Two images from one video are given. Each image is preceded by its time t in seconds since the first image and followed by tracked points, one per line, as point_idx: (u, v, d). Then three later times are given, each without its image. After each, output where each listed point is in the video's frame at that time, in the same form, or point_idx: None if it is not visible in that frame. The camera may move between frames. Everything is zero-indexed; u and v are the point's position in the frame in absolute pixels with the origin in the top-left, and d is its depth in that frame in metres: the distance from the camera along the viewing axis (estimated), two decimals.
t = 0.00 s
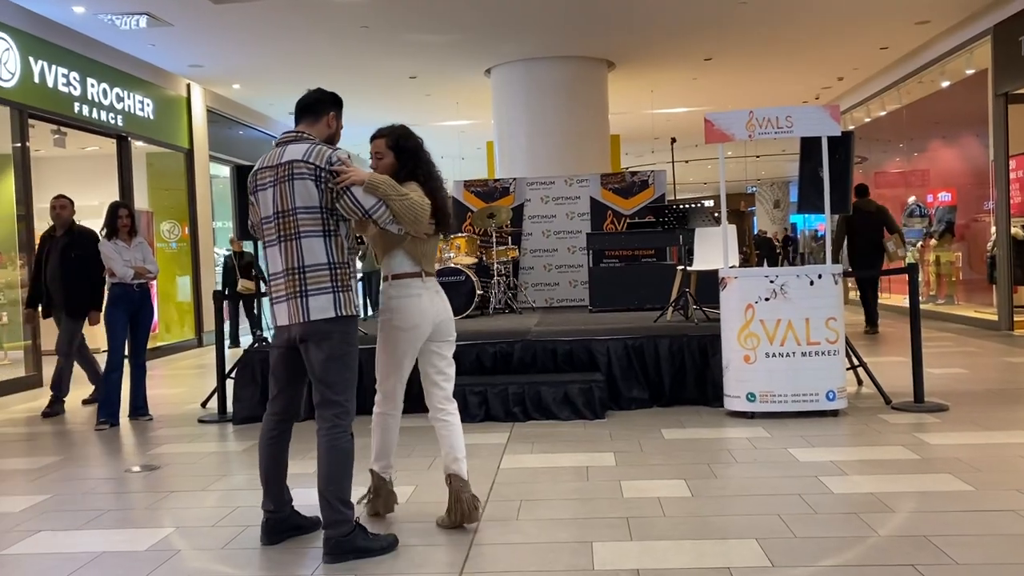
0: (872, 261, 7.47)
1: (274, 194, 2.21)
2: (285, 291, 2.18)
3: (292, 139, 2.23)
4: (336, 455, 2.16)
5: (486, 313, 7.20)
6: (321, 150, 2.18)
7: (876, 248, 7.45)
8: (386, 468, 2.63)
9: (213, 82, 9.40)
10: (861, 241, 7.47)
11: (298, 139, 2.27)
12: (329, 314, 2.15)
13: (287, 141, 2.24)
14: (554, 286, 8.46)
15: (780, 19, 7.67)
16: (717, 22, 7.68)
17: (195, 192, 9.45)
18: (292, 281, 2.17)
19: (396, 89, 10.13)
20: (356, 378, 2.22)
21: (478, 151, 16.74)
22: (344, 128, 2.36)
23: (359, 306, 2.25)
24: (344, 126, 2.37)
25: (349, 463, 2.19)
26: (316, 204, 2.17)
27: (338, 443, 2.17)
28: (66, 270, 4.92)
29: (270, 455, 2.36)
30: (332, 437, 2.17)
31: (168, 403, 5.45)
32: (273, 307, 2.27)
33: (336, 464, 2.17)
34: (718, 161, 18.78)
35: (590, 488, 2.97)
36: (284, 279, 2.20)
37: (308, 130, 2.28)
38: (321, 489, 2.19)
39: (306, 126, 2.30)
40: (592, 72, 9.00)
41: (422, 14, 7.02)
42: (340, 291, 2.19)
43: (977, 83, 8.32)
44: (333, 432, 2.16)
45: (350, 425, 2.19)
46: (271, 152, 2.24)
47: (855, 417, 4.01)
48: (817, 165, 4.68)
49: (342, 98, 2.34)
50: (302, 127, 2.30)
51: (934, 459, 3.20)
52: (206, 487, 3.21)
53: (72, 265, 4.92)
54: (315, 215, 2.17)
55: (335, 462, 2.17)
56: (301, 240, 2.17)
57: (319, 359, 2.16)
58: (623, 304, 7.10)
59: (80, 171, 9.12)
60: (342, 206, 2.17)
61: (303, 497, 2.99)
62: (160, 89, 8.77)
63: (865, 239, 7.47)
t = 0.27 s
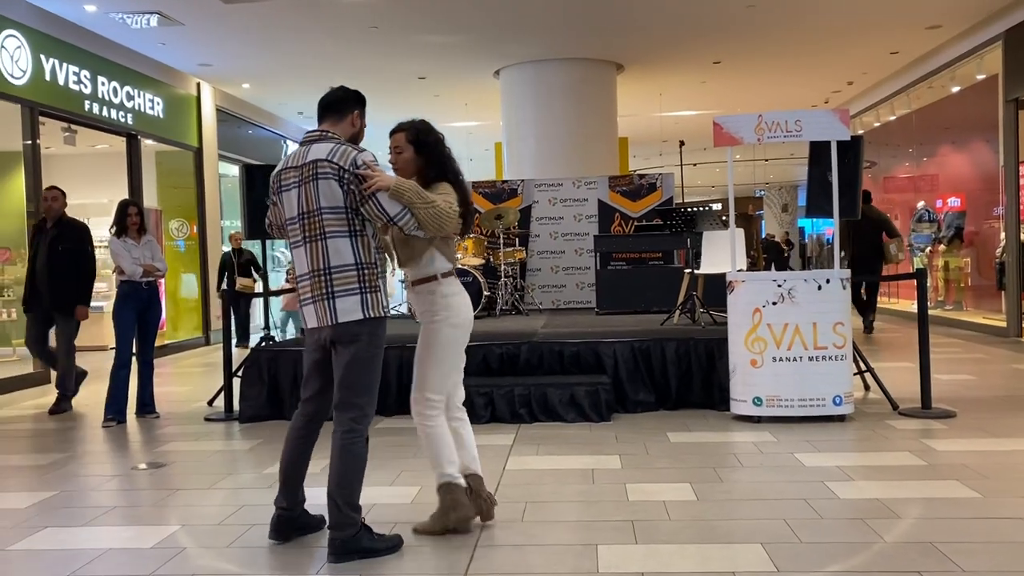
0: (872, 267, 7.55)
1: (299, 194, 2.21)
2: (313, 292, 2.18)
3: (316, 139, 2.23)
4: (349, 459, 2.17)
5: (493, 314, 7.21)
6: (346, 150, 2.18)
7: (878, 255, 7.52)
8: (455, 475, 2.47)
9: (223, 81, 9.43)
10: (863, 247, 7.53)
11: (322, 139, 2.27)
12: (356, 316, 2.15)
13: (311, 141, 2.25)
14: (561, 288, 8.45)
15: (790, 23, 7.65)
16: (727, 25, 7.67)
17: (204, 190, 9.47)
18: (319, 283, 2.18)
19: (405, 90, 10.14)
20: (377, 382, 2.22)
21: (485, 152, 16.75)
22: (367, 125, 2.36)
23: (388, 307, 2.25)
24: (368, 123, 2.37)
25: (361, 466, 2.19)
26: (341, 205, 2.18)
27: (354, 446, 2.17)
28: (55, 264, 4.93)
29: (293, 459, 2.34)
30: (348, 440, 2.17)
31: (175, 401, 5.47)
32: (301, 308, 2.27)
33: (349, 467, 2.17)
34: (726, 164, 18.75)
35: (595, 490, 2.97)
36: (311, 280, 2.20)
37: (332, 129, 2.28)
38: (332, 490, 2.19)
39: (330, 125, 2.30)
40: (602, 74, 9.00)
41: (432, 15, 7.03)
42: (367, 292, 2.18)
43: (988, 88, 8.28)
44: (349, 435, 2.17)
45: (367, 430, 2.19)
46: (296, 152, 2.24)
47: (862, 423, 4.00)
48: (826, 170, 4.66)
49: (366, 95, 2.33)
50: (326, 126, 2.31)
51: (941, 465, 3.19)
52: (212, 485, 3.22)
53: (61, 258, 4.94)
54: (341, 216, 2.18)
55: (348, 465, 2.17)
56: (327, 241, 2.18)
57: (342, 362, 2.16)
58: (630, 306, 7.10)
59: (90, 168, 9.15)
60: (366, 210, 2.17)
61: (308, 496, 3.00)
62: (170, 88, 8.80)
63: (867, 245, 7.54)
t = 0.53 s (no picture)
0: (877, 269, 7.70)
1: (315, 197, 2.20)
2: (325, 296, 2.18)
3: (334, 141, 2.22)
4: (367, 459, 2.18)
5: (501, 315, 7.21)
6: (364, 156, 2.16)
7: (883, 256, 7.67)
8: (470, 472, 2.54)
9: (234, 81, 9.46)
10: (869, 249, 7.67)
11: (339, 140, 2.26)
12: (369, 320, 2.16)
13: (329, 143, 2.23)
14: (569, 290, 8.45)
15: (802, 27, 7.63)
16: (738, 28, 7.66)
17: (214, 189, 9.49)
18: (332, 287, 2.17)
19: (415, 91, 10.16)
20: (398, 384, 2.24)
21: (495, 153, 16.77)
22: (387, 125, 2.36)
23: (402, 311, 2.25)
24: (388, 123, 2.37)
25: (379, 467, 2.20)
26: (357, 211, 2.17)
27: (374, 447, 2.19)
28: (51, 262, 4.98)
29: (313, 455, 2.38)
30: (368, 440, 2.19)
31: (184, 398, 5.49)
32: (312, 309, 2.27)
33: (368, 468, 2.18)
34: (736, 167, 18.73)
35: (602, 492, 2.97)
36: (323, 283, 2.20)
37: (351, 131, 2.28)
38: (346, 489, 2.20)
39: (349, 126, 2.29)
40: (613, 77, 9.00)
41: (443, 16, 7.04)
42: (381, 297, 2.19)
43: (1000, 94, 8.25)
44: (370, 436, 2.18)
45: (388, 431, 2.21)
46: (313, 154, 2.23)
47: (871, 428, 3.98)
48: (837, 174, 4.65)
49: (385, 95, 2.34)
50: (345, 126, 2.30)
51: (950, 472, 3.17)
52: (220, 483, 3.23)
53: (56, 255, 4.99)
54: (356, 221, 2.17)
55: (367, 466, 2.18)
56: (342, 245, 2.17)
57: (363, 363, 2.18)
58: (638, 309, 7.09)
59: (102, 167, 9.19)
60: (386, 216, 2.17)
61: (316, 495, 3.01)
62: (182, 87, 8.84)
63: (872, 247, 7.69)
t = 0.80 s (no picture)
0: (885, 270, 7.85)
1: (338, 196, 2.21)
2: (342, 296, 2.18)
3: (360, 142, 2.22)
4: (386, 458, 2.18)
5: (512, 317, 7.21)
6: (391, 157, 2.17)
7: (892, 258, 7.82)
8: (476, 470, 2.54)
9: (249, 80, 9.50)
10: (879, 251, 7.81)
11: (363, 141, 2.27)
12: (385, 322, 2.16)
13: (353, 143, 2.24)
14: (581, 292, 8.44)
15: (817, 30, 7.61)
16: (753, 31, 7.64)
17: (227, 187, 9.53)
18: (349, 286, 2.17)
19: (429, 92, 10.18)
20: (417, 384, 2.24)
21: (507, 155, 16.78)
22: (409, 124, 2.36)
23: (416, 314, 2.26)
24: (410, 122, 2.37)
25: (396, 466, 2.21)
26: (381, 212, 2.18)
27: (393, 445, 2.19)
28: (33, 259, 4.77)
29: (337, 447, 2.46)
30: (387, 439, 2.19)
31: (195, 395, 5.51)
32: (323, 309, 2.26)
33: (386, 466, 2.18)
34: (749, 171, 18.68)
35: (612, 494, 2.96)
36: (340, 284, 2.20)
37: (373, 131, 2.28)
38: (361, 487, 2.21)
39: (370, 126, 2.30)
40: (626, 79, 9.00)
41: (458, 17, 7.06)
42: (397, 299, 2.19)
43: (1016, 99, 8.20)
44: (389, 434, 2.19)
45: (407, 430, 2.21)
46: (337, 154, 2.23)
47: (883, 433, 3.96)
48: (851, 178, 4.63)
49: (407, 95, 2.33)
50: (366, 126, 2.30)
51: (963, 478, 3.15)
52: (231, 480, 3.24)
53: (41, 251, 4.79)
54: (379, 222, 2.18)
55: (383, 465, 2.18)
56: (361, 246, 2.17)
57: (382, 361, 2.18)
58: (649, 312, 7.07)
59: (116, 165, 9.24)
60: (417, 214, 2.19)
61: (326, 493, 3.01)
62: (197, 86, 8.88)
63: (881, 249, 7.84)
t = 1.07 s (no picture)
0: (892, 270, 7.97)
1: (355, 199, 2.21)
2: (359, 296, 2.19)
3: (377, 145, 2.23)
4: (399, 456, 2.19)
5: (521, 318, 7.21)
6: (408, 160, 2.18)
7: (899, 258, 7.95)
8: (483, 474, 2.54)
9: (261, 81, 9.54)
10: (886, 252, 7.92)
11: (380, 144, 2.27)
12: (402, 322, 2.17)
13: (371, 146, 2.25)
14: (590, 294, 8.43)
15: (828, 33, 7.58)
16: (764, 34, 7.62)
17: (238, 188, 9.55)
18: (367, 287, 2.18)
19: (439, 93, 10.20)
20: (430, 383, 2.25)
21: (517, 156, 16.79)
22: (423, 129, 2.38)
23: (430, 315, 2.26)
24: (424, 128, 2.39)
25: (409, 464, 2.22)
26: (399, 214, 2.19)
27: (407, 444, 2.20)
28: (27, 255, 4.66)
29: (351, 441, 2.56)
30: (401, 437, 2.20)
31: (205, 395, 5.53)
32: (341, 310, 2.27)
33: (399, 463, 2.19)
34: (760, 173, 18.65)
35: (621, 497, 2.96)
36: (357, 285, 2.21)
37: (389, 135, 2.29)
38: (374, 485, 2.21)
39: (386, 129, 2.31)
40: (636, 82, 9.00)
41: (469, 18, 7.06)
42: (413, 300, 2.20)
43: None
44: (403, 433, 2.20)
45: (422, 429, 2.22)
46: (355, 157, 2.24)
47: (894, 438, 3.94)
48: (863, 182, 4.61)
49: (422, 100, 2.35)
50: (382, 130, 2.31)
51: (974, 484, 3.13)
52: (240, 480, 3.25)
53: (33, 248, 4.67)
54: (398, 223, 2.18)
55: (397, 463, 2.20)
56: (379, 248, 2.18)
57: (395, 361, 2.19)
58: (658, 314, 7.06)
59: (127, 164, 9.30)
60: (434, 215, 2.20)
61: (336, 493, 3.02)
62: (209, 87, 8.92)
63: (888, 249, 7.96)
